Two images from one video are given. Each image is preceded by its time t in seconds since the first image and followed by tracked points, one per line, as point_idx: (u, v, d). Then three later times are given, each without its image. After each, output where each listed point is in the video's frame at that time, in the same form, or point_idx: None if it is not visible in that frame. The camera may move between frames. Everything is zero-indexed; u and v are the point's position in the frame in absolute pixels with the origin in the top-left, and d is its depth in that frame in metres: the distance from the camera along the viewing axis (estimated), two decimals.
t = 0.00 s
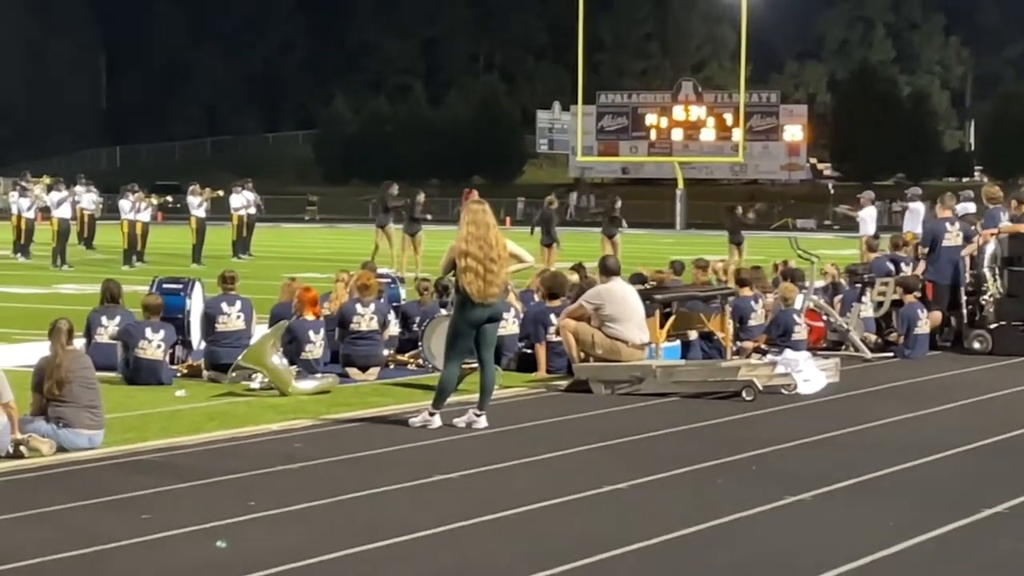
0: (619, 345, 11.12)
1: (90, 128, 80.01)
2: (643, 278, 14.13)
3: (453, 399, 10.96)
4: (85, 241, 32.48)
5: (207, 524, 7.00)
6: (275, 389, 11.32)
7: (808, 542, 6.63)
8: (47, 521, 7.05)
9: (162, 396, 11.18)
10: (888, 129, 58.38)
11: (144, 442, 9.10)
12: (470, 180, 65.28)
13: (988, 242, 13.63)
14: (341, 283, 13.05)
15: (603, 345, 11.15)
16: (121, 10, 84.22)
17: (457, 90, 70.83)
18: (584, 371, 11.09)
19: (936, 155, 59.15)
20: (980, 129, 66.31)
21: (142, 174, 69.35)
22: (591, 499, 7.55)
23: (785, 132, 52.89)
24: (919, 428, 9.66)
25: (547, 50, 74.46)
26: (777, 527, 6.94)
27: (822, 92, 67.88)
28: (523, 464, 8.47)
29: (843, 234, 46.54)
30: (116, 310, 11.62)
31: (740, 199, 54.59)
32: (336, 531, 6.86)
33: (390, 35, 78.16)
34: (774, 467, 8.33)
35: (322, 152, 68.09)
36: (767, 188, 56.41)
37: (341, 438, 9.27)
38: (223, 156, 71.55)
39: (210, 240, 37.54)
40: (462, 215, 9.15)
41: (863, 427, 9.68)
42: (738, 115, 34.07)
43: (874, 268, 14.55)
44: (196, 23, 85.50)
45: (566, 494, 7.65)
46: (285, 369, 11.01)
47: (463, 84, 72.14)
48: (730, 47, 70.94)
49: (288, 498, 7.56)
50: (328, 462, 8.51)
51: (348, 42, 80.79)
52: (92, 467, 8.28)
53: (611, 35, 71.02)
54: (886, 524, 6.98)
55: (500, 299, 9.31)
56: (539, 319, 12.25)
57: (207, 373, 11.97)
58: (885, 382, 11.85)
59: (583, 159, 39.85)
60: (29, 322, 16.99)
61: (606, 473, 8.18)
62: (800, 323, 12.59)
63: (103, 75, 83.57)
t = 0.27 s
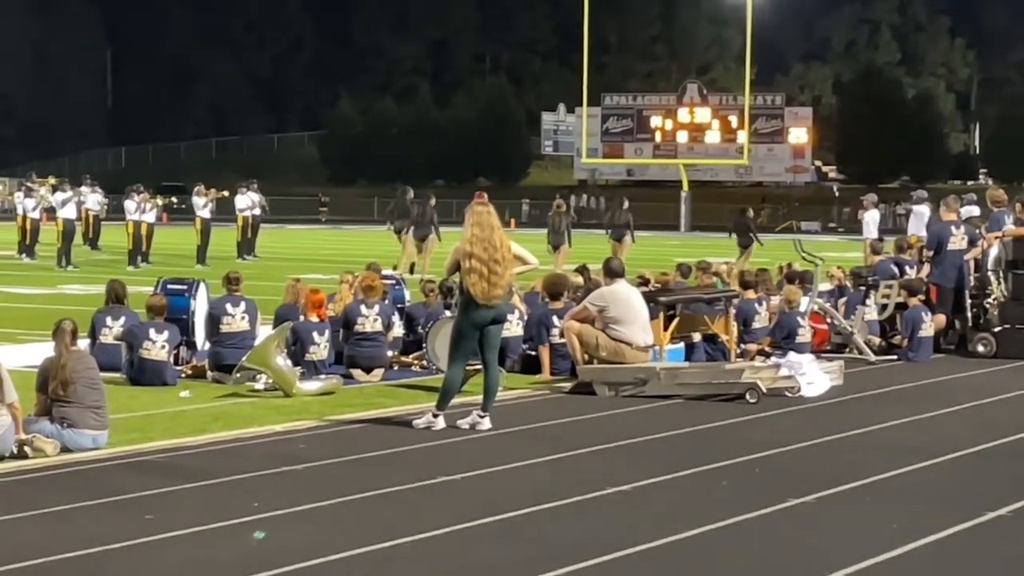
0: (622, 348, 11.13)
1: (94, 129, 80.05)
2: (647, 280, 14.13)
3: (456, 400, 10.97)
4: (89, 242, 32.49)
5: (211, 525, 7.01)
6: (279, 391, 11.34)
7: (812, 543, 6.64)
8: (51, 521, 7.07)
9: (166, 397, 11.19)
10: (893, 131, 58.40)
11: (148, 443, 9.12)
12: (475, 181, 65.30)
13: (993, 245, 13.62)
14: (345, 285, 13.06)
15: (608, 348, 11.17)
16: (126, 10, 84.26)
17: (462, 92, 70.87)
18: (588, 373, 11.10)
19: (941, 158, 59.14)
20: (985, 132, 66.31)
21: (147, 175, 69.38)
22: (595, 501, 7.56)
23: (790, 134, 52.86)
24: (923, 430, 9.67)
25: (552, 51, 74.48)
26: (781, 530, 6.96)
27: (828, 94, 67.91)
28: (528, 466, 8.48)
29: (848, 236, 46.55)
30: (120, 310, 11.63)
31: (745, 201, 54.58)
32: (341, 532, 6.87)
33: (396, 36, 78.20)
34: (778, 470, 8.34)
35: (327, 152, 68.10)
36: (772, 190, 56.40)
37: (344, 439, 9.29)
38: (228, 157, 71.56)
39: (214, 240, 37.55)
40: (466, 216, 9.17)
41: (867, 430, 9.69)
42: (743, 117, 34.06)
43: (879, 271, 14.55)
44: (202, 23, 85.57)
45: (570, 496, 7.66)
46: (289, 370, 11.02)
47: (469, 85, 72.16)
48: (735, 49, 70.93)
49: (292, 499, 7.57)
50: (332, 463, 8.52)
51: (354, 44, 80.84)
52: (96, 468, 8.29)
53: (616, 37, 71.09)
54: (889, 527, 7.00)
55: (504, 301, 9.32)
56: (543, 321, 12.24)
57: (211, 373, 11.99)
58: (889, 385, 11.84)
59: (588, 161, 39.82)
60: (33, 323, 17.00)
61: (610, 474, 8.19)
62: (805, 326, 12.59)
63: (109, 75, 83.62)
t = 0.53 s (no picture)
0: (624, 352, 11.14)
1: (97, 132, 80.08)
2: (650, 284, 14.16)
3: (458, 404, 10.97)
4: (91, 246, 32.50)
5: (211, 528, 7.02)
6: (281, 394, 11.35)
7: (812, 548, 6.66)
8: (52, 524, 7.08)
9: (167, 401, 11.19)
10: (896, 137, 58.43)
11: (149, 446, 9.13)
12: (477, 186, 65.31)
13: (994, 251, 13.63)
14: (347, 288, 13.08)
15: (609, 352, 11.18)
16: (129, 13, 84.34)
17: (465, 96, 70.92)
18: (590, 377, 11.11)
19: (942, 163, 59.19)
20: (987, 136, 66.34)
21: (149, 179, 69.39)
22: (597, 505, 7.56)
23: (792, 139, 52.90)
24: (925, 435, 9.67)
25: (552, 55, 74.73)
26: (783, 534, 6.97)
27: (830, 99, 68.01)
28: (527, 470, 8.49)
29: (850, 241, 46.54)
30: (122, 313, 11.66)
31: (747, 206, 54.61)
32: (344, 535, 6.89)
33: (399, 40, 78.25)
34: (780, 473, 8.36)
35: (330, 156, 68.13)
36: (775, 195, 56.40)
37: (345, 443, 9.30)
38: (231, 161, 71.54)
39: (216, 244, 37.56)
40: (469, 221, 9.17)
41: (867, 434, 9.70)
42: (746, 122, 34.06)
43: (880, 275, 14.55)
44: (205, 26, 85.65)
45: (571, 500, 7.67)
46: (291, 374, 11.04)
47: (472, 89, 72.19)
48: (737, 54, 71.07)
49: (294, 503, 7.57)
50: (334, 467, 8.54)
51: (356, 48, 80.91)
52: (99, 471, 8.30)
53: (618, 42, 71.17)
54: (889, 531, 7.01)
55: (506, 305, 9.33)
56: (544, 326, 12.24)
57: (213, 377, 11.99)
58: (891, 390, 11.85)
59: (590, 165, 39.83)
60: (36, 325, 17.03)
61: (613, 478, 8.19)
62: (805, 331, 12.60)
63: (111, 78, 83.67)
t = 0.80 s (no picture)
0: (622, 359, 11.13)
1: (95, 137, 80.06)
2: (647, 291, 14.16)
3: (455, 411, 10.96)
4: (89, 251, 32.52)
5: (207, 535, 7.00)
6: (278, 401, 11.34)
7: (810, 556, 6.64)
8: (48, 531, 7.06)
9: (165, 408, 11.18)
10: (895, 146, 58.51)
11: (146, 452, 9.11)
12: (475, 193, 65.35)
13: (992, 256, 13.65)
14: (345, 294, 13.07)
15: (607, 359, 11.17)
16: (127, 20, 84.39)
17: (463, 102, 70.93)
18: (588, 384, 11.11)
19: (940, 170, 59.21)
20: (985, 144, 66.45)
21: (146, 185, 69.40)
22: (593, 512, 7.55)
23: (790, 146, 52.96)
24: (922, 443, 9.66)
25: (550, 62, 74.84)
26: (780, 540, 6.95)
27: (827, 106, 68.13)
28: (525, 477, 8.47)
29: (847, 247, 46.59)
30: (118, 320, 11.64)
31: (746, 213, 54.65)
32: (341, 542, 6.87)
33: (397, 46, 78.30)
34: (778, 481, 8.34)
35: (328, 163, 68.20)
36: (773, 203, 56.45)
37: (343, 449, 9.28)
38: (228, 166, 71.58)
39: (214, 250, 37.61)
40: (467, 228, 9.17)
41: (866, 442, 9.68)
42: (744, 129, 34.10)
43: (878, 282, 14.55)
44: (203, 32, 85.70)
45: (568, 507, 7.65)
46: (288, 381, 11.03)
47: (470, 96, 72.24)
48: (736, 61, 71.18)
49: (291, 510, 7.55)
50: (332, 474, 8.51)
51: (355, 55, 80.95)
52: (96, 478, 8.29)
53: (617, 49, 71.23)
54: (887, 539, 6.99)
55: (504, 312, 9.32)
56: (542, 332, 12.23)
57: (211, 384, 11.98)
58: (889, 397, 11.84)
59: (588, 173, 39.79)
60: (34, 331, 17.03)
61: (609, 486, 8.17)
62: (804, 338, 12.59)
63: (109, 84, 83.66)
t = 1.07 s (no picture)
0: (619, 366, 11.13)
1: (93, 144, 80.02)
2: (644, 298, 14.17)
3: (452, 419, 10.95)
4: (86, 258, 32.49)
5: (204, 543, 6.99)
6: (275, 409, 11.33)
7: (805, 564, 6.64)
8: (47, 538, 7.05)
9: (161, 414, 11.16)
10: (893, 155, 58.53)
11: (142, 460, 9.10)
12: (473, 200, 65.32)
13: (990, 266, 13.65)
14: (341, 302, 13.06)
15: (604, 367, 11.17)
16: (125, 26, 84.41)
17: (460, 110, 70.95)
18: (584, 392, 11.10)
19: (938, 179, 59.25)
20: (982, 153, 66.48)
21: (143, 192, 69.34)
22: (589, 520, 7.54)
23: (788, 155, 52.95)
24: (919, 452, 9.64)
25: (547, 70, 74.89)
26: (776, 549, 6.95)
27: (825, 114, 68.15)
28: (522, 485, 8.45)
29: (845, 255, 46.57)
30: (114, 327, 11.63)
31: (743, 221, 54.65)
32: (340, 550, 6.87)
33: (395, 54, 78.28)
34: (776, 489, 8.33)
35: (325, 170, 68.18)
36: (770, 211, 56.45)
37: (340, 457, 9.28)
38: (225, 173, 71.54)
39: (211, 258, 37.57)
40: (464, 235, 9.16)
41: (863, 450, 9.68)
42: (742, 137, 34.08)
43: (876, 291, 14.55)
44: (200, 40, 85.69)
45: (564, 515, 7.64)
46: (285, 389, 11.02)
47: (467, 103, 72.24)
48: (733, 69, 71.21)
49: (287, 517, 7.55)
50: (328, 481, 8.51)
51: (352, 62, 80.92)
52: (93, 484, 8.28)
53: (614, 56, 71.21)
54: (883, 547, 6.99)
55: (501, 320, 9.32)
56: (539, 340, 12.23)
57: (207, 392, 11.97)
58: (887, 405, 11.82)
59: (586, 180, 39.73)
60: (30, 338, 17.01)
61: (606, 495, 8.16)
62: (801, 346, 12.57)
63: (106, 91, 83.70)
